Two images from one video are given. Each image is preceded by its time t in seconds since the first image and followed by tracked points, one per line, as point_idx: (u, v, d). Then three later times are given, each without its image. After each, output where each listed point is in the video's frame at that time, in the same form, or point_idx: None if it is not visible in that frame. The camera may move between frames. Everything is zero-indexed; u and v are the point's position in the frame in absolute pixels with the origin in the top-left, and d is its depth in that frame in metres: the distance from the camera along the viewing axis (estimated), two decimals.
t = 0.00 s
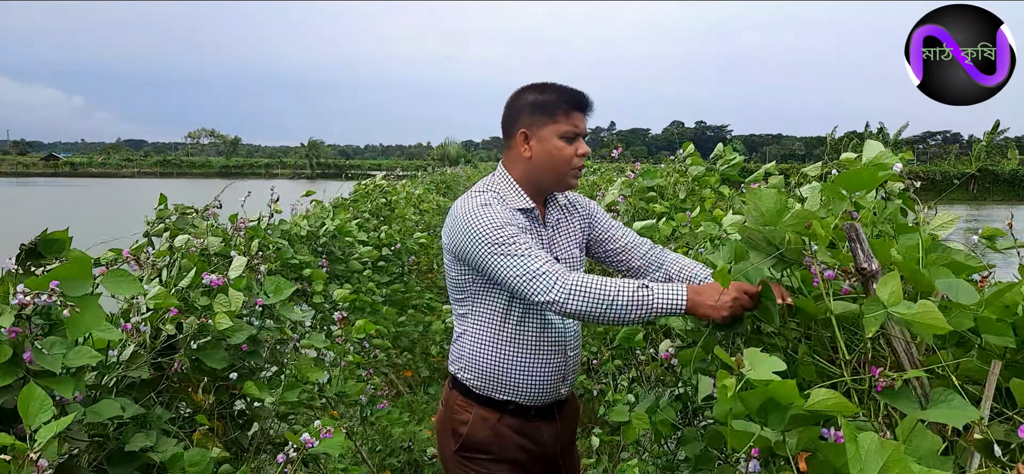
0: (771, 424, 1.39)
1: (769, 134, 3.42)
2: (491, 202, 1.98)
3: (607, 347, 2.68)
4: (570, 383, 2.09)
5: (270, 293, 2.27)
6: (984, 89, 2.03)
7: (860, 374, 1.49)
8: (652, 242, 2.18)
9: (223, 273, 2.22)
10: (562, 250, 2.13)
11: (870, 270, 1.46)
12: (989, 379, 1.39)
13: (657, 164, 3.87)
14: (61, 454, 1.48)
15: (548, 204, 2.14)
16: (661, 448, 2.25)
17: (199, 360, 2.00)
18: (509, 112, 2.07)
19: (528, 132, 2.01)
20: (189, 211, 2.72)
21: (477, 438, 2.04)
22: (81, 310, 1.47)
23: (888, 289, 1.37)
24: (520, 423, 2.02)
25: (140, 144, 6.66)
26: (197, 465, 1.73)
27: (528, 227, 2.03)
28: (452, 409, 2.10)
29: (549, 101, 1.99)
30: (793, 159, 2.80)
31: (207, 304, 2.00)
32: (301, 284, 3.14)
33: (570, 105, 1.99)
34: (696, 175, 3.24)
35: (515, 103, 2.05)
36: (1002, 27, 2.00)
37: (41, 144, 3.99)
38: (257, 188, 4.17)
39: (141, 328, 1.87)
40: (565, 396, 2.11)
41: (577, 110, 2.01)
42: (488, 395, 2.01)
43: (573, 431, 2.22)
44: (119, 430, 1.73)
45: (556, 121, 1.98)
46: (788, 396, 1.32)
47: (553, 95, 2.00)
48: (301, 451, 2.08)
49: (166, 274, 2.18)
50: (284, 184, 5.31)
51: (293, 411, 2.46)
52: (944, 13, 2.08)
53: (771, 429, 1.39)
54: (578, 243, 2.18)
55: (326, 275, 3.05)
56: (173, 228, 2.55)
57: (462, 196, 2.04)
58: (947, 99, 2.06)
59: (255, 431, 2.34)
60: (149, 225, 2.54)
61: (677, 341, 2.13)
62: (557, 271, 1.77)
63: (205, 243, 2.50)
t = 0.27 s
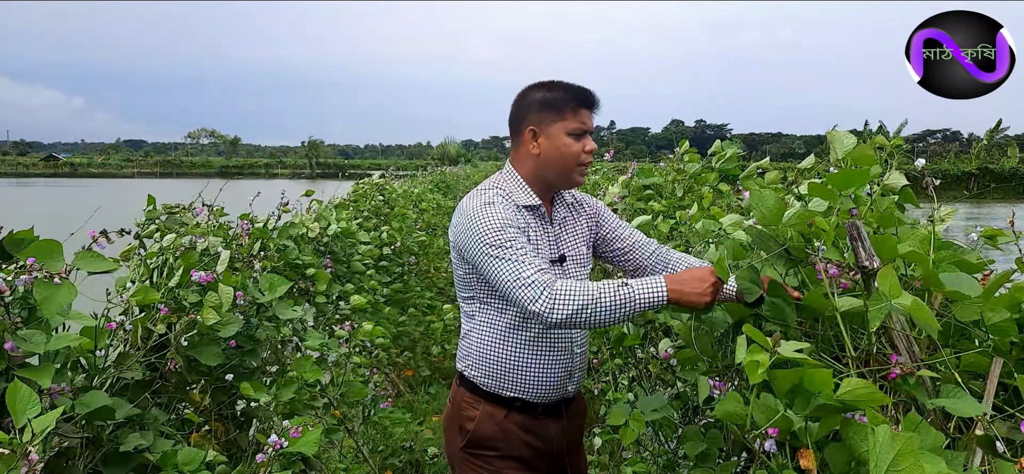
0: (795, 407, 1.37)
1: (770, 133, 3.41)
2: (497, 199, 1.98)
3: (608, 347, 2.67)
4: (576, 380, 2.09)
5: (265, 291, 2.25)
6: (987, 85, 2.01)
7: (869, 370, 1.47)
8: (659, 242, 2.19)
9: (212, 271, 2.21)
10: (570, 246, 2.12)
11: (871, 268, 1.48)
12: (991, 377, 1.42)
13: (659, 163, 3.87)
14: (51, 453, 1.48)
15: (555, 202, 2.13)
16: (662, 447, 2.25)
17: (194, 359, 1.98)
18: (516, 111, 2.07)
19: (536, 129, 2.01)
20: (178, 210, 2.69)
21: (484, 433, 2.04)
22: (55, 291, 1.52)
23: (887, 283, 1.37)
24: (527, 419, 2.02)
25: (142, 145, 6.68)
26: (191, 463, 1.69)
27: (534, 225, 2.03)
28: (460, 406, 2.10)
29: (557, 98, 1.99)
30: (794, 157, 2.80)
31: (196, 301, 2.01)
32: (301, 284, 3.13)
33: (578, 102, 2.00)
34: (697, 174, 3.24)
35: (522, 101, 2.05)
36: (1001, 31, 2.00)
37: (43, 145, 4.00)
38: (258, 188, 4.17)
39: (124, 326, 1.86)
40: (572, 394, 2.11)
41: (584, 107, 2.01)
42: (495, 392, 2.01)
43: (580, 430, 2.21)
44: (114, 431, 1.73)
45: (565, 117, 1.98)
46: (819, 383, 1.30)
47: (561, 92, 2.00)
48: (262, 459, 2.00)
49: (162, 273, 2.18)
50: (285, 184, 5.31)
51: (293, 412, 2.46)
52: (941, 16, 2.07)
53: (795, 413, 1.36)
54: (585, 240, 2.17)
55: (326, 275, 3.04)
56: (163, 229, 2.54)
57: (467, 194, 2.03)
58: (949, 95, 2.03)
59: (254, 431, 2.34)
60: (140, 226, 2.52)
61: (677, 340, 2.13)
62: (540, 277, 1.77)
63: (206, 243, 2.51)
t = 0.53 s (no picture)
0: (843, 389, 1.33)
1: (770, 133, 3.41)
2: (500, 198, 1.98)
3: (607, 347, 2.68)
4: (586, 378, 2.07)
5: (267, 294, 2.25)
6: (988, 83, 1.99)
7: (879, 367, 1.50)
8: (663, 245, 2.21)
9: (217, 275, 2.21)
10: (577, 244, 2.09)
11: (875, 269, 1.46)
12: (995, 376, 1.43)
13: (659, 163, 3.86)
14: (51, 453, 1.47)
15: (562, 200, 2.12)
16: (662, 447, 2.25)
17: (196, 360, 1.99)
18: (521, 109, 2.07)
19: (542, 126, 2.01)
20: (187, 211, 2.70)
21: (494, 432, 2.02)
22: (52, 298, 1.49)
23: (933, 280, 1.40)
24: (536, 418, 2.02)
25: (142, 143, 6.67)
26: (189, 461, 1.70)
27: (539, 223, 2.02)
28: (469, 405, 2.08)
29: (563, 96, 1.98)
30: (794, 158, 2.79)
31: (203, 305, 2.01)
32: (301, 283, 3.13)
33: (583, 99, 1.99)
34: (698, 174, 3.24)
35: (528, 99, 2.05)
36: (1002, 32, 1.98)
37: (44, 145, 4.01)
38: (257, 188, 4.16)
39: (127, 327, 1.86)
40: (582, 392, 2.10)
41: (589, 104, 2.01)
42: (505, 390, 2.00)
43: (588, 428, 2.20)
44: (114, 431, 1.73)
45: (570, 115, 1.97)
46: (879, 373, 1.27)
47: (566, 90, 1.99)
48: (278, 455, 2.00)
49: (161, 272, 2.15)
50: (284, 183, 5.31)
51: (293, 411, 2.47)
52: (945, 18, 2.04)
53: (842, 395, 1.32)
54: (593, 238, 2.16)
55: (326, 274, 3.04)
56: (169, 231, 2.50)
57: (472, 195, 2.02)
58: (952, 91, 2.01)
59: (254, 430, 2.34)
60: (146, 226, 2.54)
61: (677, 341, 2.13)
62: (489, 309, 1.82)
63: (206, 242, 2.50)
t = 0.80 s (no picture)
0: (824, 398, 1.35)
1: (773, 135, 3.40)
2: (502, 199, 1.99)
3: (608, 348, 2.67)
4: (591, 378, 2.06)
5: (267, 292, 2.26)
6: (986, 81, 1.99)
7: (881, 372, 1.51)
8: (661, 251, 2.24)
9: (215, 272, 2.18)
10: (582, 243, 2.10)
11: (877, 272, 1.46)
12: (997, 380, 1.42)
13: (662, 164, 3.86)
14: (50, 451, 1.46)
15: (566, 201, 2.14)
16: (663, 449, 2.25)
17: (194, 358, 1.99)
18: (522, 109, 2.07)
19: (541, 126, 2.00)
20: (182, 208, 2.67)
21: (499, 432, 2.01)
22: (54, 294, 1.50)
23: (933, 285, 1.40)
24: (542, 419, 2.01)
25: (144, 142, 6.66)
26: (189, 460, 1.70)
27: (543, 223, 2.03)
28: (476, 405, 2.08)
29: (562, 95, 1.98)
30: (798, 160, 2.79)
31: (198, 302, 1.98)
32: (303, 282, 3.13)
33: (582, 97, 1.99)
34: (700, 176, 3.23)
35: (528, 100, 2.05)
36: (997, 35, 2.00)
37: (46, 142, 4.00)
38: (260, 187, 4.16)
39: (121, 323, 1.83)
40: (588, 393, 2.10)
41: (588, 102, 2.00)
42: (511, 389, 1.99)
43: (594, 430, 2.19)
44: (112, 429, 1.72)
45: (570, 113, 1.96)
46: (852, 380, 1.28)
47: (565, 89, 1.99)
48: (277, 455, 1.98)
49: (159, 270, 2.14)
50: (286, 182, 5.30)
51: (294, 410, 2.46)
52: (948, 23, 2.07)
53: (824, 404, 1.34)
54: (598, 240, 2.17)
55: (328, 274, 3.03)
56: (164, 227, 2.51)
57: (477, 195, 2.04)
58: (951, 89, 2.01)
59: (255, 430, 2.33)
60: (142, 224, 2.51)
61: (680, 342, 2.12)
62: (477, 301, 1.82)
63: (208, 241, 2.49)
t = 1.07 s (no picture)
0: (822, 403, 1.35)
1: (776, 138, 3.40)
2: (512, 203, 1.99)
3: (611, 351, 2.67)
4: (599, 382, 2.06)
5: (266, 290, 2.24)
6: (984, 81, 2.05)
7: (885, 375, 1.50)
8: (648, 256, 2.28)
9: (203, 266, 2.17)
10: (591, 246, 2.11)
11: (880, 274, 1.45)
12: (1000, 384, 1.41)
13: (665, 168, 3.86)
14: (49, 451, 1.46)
15: (574, 204, 2.15)
16: (666, 452, 2.24)
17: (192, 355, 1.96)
18: (530, 113, 2.06)
19: (549, 130, 2.00)
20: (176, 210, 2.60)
21: (506, 435, 2.01)
22: (53, 291, 1.52)
23: (944, 291, 1.40)
24: (550, 422, 2.01)
25: (148, 145, 6.68)
26: (191, 460, 1.69)
27: (552, 226, 2.03)
28: (483, 407, 2.08)
29: (571, 99, 1.98)
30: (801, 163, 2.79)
31: (188, 297, 1.94)
32: (306, 285, 3.13)
33: (591, 102, 1.99)
34: (703, 179, 3.23)
35: (536, 104, 2.04)
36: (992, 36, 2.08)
37: (50, 145, 4.01)
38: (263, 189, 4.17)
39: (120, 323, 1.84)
40: (596, 397, 2.09)
41: (596, 106, 2.00)
42: (519, 393, 1.99)
43: (602, 434, 2.18)
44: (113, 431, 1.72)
45: (578, 117, 1.96)
46: (850, 384, 1.29)
47: (573, 93, 1.99)
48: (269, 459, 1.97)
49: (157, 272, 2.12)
50: (289, 185, 5.30)
51: (296, 412, 2.46)
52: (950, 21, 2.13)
53: (822, 409, 1.35)
54: (605, 244, 2.18)
55: (331, 276, 3.04)
56: (160, 231, 2.47)
57: (484, 201, 2.04)
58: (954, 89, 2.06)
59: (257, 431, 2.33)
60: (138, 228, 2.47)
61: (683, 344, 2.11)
62: (497, 309, 1.85)
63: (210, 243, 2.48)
